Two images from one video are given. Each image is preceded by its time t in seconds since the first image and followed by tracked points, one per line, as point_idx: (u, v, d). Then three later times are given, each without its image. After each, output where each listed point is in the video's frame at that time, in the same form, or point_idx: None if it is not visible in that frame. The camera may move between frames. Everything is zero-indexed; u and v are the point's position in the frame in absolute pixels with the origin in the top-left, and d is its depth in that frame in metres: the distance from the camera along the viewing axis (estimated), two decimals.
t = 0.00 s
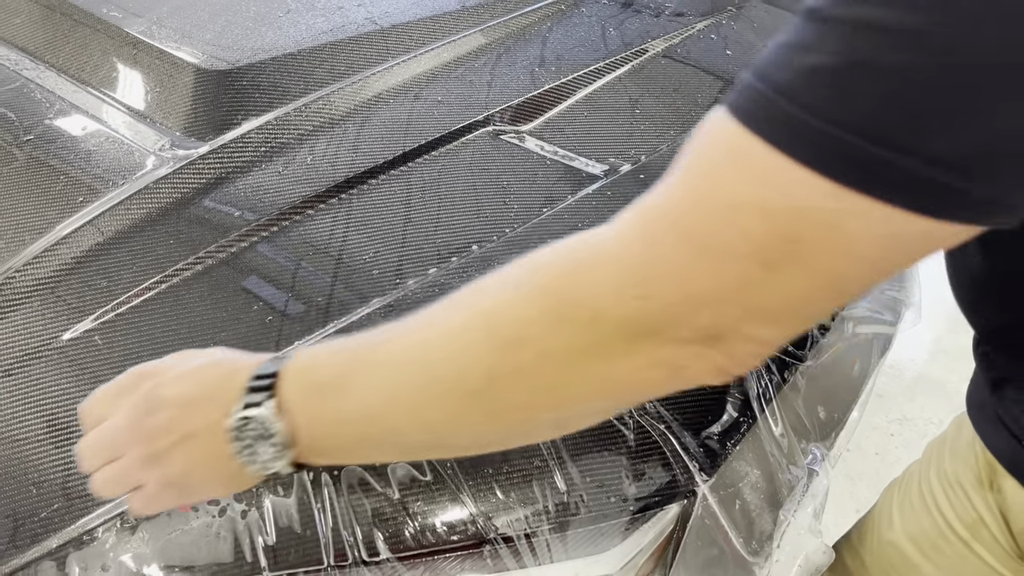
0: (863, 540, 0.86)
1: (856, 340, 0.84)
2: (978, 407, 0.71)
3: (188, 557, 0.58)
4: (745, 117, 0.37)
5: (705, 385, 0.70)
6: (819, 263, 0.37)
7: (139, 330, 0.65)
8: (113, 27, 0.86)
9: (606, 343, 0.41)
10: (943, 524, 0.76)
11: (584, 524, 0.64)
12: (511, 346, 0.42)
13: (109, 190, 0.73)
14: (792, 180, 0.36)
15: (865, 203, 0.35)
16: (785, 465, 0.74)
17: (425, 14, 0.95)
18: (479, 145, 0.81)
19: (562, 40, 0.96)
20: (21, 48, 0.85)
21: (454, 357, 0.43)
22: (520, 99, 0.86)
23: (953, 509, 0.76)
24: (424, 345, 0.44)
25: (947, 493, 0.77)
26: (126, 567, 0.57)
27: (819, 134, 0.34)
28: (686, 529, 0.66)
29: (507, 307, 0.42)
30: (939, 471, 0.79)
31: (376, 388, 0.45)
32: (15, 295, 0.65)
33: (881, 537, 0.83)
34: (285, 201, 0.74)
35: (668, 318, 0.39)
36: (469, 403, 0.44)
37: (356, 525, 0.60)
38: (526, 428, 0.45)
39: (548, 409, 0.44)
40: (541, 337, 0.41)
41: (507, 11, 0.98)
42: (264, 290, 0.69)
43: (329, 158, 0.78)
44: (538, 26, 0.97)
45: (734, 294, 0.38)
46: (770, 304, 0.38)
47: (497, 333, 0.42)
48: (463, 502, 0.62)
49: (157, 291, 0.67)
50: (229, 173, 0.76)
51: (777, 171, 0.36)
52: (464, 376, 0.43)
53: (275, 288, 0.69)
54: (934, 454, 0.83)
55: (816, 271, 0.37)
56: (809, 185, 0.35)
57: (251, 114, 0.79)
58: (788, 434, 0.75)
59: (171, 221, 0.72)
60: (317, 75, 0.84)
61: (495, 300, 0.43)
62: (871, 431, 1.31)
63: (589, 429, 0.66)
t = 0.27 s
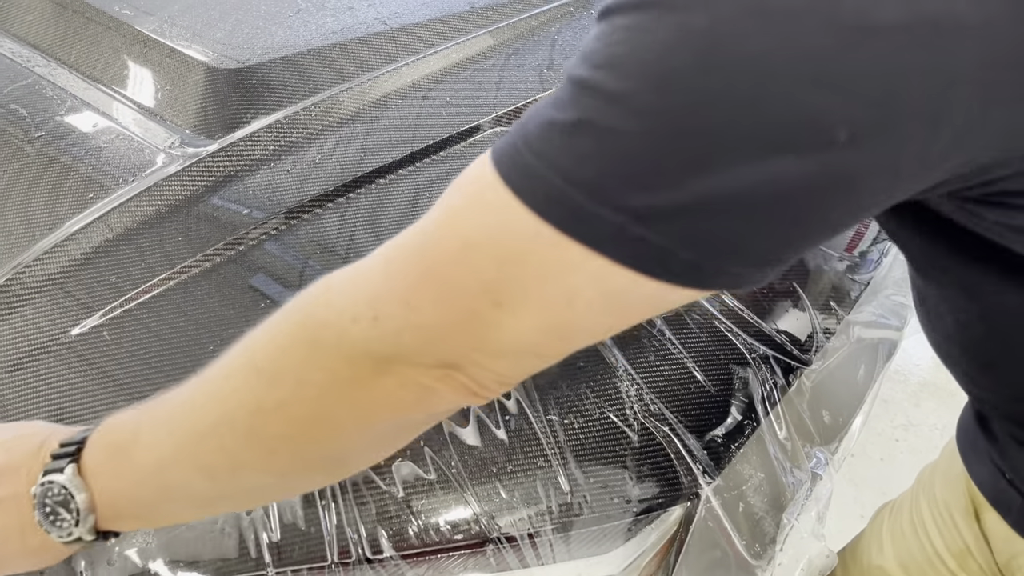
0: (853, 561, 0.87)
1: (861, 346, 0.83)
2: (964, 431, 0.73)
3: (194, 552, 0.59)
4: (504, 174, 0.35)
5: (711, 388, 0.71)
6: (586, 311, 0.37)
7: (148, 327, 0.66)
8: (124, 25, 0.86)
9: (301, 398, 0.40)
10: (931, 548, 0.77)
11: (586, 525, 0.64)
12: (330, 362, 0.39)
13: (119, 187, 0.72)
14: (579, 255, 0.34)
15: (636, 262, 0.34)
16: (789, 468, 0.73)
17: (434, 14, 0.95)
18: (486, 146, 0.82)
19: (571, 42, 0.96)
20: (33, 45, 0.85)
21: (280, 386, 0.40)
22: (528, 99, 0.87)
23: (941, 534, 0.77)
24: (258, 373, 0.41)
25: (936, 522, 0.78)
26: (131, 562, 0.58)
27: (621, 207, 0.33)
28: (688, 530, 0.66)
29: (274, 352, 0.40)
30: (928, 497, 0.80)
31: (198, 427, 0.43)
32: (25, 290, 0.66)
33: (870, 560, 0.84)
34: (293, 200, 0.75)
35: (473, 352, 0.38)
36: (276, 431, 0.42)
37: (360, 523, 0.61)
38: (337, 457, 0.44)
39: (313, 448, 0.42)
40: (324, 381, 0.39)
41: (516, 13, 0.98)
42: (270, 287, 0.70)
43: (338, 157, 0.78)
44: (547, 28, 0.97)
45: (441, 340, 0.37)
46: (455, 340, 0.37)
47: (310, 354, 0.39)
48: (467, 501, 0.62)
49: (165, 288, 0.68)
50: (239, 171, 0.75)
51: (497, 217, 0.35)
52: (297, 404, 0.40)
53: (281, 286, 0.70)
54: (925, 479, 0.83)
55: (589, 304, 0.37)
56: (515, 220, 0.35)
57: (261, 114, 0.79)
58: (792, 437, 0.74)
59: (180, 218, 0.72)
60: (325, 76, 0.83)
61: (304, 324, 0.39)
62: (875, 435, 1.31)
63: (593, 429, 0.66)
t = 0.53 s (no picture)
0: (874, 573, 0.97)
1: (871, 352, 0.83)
2: (963, 441, 0.85)
3: (207, 544, 0.60)
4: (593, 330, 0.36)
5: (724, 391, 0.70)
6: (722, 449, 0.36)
7: (165, 321, 0.67)
8: (145, 22, 0.87)
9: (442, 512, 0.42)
10: (931, 554, 0.90)
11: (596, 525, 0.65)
12: (495, 510, 0.41)
13: (138, 182, 0.73)
14: (663, 387, 0.35)
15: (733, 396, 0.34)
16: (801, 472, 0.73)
17: (451, 14, 0.94)
18: (503, 147, 0.82)
19: (588, 43, 0.96)
20: (54, 39, 0.86)
21: (393, 496, 0.43)
22: (542, 101, 0.86)
23: (938, 539, 0.90)
24: (330, 467, 0.46)
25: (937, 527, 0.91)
26: (145, 553, 0.60)
27: (707, 344, 0.33)
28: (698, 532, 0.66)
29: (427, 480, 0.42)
30: (928, 507, 0.93)
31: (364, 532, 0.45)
32: (44, 283, 0.68)
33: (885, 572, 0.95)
34: (309, 197, 0.75)
35: (556, 514, 0.40)
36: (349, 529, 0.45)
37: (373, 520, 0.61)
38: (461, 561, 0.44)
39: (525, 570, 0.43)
40: (431, 503, 0.42)
41: (536, 12, 0.97)
42: (286, 285, 0.70)
43: (355, 155, 0.78)
44: (564, 29, 0.97)
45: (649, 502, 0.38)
46: (628, 520, 0.38)
47: (487, 492, 0.40)
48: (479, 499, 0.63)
49: (182, 283, 0.69)
50: (256, 168, 0.76)
51: (609, 382, 0.36)
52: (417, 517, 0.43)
53: (297, 283, 0.70)
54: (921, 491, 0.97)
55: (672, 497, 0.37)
56: (646, 379, 0.35)
57: (278, 111, 0.80)
58: (805, 441, 0.73)
59: (197, 214, 0.73)
60: (342, 75, 0.84)
61: (471, 461, 0.41)
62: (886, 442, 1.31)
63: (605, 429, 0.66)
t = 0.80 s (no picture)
0: None
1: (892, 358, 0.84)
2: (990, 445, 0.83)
3: (234, 534, 0.60)
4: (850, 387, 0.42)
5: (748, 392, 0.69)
6: (918, 546, 0.43)
7: (194, 313, 0.68)
8: (176, 18, 0.88)
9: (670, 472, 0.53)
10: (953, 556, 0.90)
11: (618, 524, 0.65)
12: (756, 483, 0.49)
13: (169, 175, 0.74)
14: (953, 441, 0.40)
15: (951, 433, 0.40)
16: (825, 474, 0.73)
17: (478, 15, 0.95)
18: (528, 147, 0.82)
19: (614, 45, 0.96)
20: (87, 35, 0.87)
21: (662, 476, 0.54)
22: (568, 102, 0.87)
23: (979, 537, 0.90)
24: (581, 393, 0.60)
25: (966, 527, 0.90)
26: (171, 544, 0.60)
27: (889, 356, 0.40)
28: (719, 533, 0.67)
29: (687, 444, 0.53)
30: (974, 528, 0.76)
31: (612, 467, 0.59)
32: (77, 275, 0.69)
33: None
34: (336, 195, 0.76)
35: (846, 538, 0.45)
36: (671, 504, 0.54)
37: (397, 513, 0.62)
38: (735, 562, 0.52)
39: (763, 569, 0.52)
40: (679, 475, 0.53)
41: (561, 15, 0.98)
42: (306, 282, 0.70)
43: (382, 154, 0.79)
44: (590, 31, 0.97)
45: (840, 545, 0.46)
46: (880, 548, 0.44)
47: (697, 451, 0.52)
48: (502, 495, 0.63)
49: (211, 276, 0.70)
50: (285, 164, 0.77)
51: (852, 420, 0.43)
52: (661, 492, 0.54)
53: (317, 279, 0.71)
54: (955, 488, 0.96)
55: (975, 535, 0.42)
56: (851, 414, 0.43)
57: (306, 108, 0.81)
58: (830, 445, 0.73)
59: (227, 208, 0.74)
60: (370, 74, 0.85)
61: (733, 451, 0.51)
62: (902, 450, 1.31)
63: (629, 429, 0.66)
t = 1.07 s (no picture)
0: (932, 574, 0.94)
1: (923, 358, 0.83)
2: None
3: (271, 517, 0.62)
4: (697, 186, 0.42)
5: (775, 389, 0.71)
6: (788, 336, 0.42)
7: (232, 299, 0.69)
8: (214, 10, 0.89)
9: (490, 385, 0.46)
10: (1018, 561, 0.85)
11: (648, 516, 0.65)
12: (642, 358, 0.43)
13: (208, 163, 0.76)
14: (799, 280, 0.41)
15: (797, 275, 0.41)
16: (850, 473, 0.74)
17: (511, 11, 0.96)
18: (560, 143, 0.83)
19: (646, 43, 0.97)
20: (128, 26, 0.89)
21: (455, 392, 0.47)
22: (603, 98, 0.88)
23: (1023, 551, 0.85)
24: (366, 391, 0.50)
25: None
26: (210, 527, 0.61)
27: (830, 237, 0.40)
28: (747, 529, 0.67)
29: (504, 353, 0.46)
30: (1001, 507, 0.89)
31: (387, 403, 0.49)
32: (117, 259, 0.70)
33: None
34: (370, 185, 0.77)
35: (606, 388, 0.44)
36: (452, 439, 0.47)
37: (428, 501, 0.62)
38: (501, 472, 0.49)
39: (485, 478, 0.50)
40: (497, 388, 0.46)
41: (592, 13, 0.99)
42: (328, 272, 0.71)
43: (417, 146, 0.80)
44: (622, 28, 0.98)
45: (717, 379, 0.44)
46: (724, 390, 0.44)
47: (581, 323, 0.44)
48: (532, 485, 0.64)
49: (248, 263, 0.71)
50: (321, 155, 0.79)
51: (709, 238, 0.42)
52: (465, 412, 0.47)
53: (340, 271, 0.71)
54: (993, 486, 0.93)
55: (828, 320, 0.42)
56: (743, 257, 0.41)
57: (342, 101, 0.82)
58: (855, 444, 0.75)
59: (264, 197, 0.75)
60: (405, 68, 0.86)
61: (546, 325, 0.44)
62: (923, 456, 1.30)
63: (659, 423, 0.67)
